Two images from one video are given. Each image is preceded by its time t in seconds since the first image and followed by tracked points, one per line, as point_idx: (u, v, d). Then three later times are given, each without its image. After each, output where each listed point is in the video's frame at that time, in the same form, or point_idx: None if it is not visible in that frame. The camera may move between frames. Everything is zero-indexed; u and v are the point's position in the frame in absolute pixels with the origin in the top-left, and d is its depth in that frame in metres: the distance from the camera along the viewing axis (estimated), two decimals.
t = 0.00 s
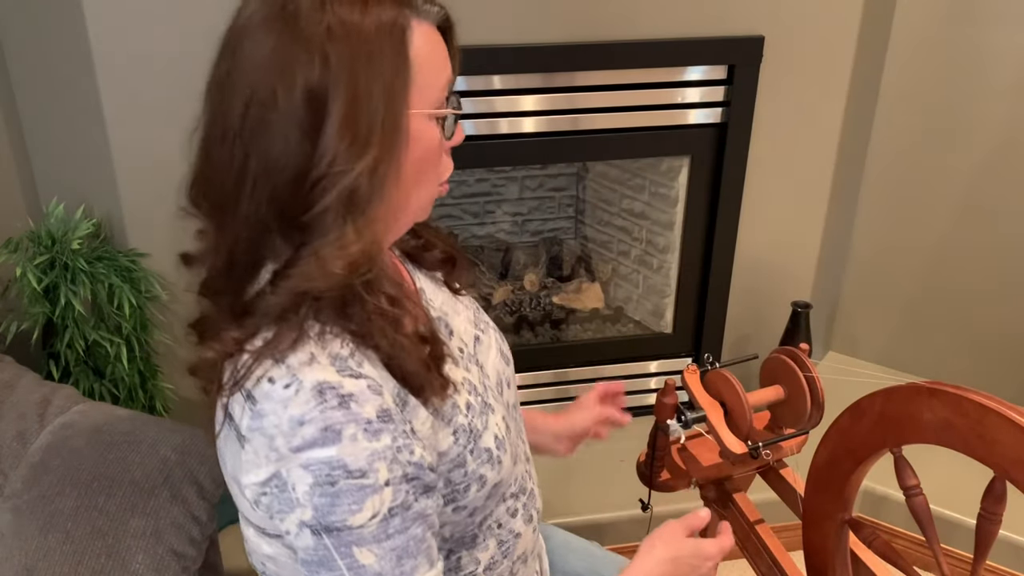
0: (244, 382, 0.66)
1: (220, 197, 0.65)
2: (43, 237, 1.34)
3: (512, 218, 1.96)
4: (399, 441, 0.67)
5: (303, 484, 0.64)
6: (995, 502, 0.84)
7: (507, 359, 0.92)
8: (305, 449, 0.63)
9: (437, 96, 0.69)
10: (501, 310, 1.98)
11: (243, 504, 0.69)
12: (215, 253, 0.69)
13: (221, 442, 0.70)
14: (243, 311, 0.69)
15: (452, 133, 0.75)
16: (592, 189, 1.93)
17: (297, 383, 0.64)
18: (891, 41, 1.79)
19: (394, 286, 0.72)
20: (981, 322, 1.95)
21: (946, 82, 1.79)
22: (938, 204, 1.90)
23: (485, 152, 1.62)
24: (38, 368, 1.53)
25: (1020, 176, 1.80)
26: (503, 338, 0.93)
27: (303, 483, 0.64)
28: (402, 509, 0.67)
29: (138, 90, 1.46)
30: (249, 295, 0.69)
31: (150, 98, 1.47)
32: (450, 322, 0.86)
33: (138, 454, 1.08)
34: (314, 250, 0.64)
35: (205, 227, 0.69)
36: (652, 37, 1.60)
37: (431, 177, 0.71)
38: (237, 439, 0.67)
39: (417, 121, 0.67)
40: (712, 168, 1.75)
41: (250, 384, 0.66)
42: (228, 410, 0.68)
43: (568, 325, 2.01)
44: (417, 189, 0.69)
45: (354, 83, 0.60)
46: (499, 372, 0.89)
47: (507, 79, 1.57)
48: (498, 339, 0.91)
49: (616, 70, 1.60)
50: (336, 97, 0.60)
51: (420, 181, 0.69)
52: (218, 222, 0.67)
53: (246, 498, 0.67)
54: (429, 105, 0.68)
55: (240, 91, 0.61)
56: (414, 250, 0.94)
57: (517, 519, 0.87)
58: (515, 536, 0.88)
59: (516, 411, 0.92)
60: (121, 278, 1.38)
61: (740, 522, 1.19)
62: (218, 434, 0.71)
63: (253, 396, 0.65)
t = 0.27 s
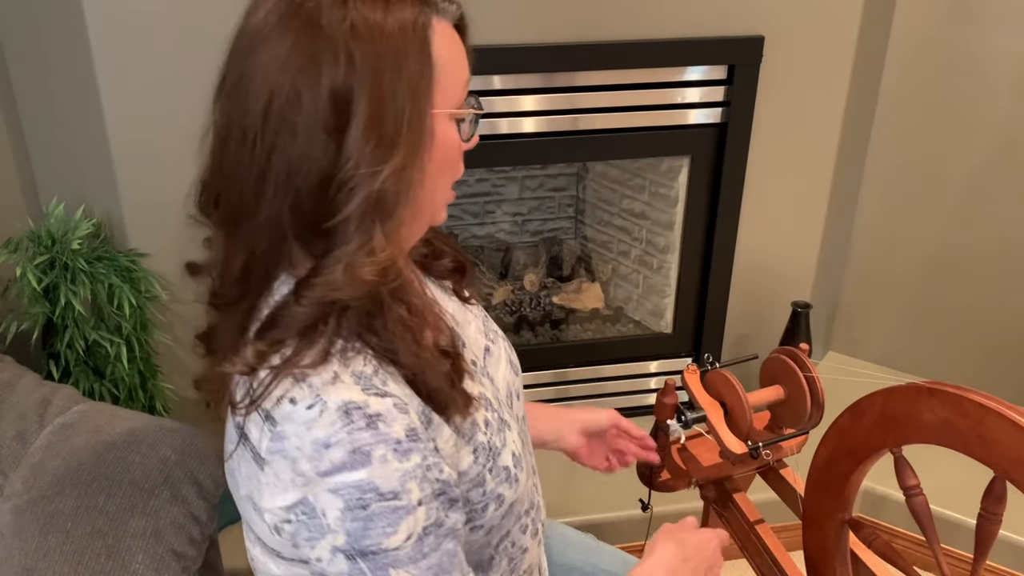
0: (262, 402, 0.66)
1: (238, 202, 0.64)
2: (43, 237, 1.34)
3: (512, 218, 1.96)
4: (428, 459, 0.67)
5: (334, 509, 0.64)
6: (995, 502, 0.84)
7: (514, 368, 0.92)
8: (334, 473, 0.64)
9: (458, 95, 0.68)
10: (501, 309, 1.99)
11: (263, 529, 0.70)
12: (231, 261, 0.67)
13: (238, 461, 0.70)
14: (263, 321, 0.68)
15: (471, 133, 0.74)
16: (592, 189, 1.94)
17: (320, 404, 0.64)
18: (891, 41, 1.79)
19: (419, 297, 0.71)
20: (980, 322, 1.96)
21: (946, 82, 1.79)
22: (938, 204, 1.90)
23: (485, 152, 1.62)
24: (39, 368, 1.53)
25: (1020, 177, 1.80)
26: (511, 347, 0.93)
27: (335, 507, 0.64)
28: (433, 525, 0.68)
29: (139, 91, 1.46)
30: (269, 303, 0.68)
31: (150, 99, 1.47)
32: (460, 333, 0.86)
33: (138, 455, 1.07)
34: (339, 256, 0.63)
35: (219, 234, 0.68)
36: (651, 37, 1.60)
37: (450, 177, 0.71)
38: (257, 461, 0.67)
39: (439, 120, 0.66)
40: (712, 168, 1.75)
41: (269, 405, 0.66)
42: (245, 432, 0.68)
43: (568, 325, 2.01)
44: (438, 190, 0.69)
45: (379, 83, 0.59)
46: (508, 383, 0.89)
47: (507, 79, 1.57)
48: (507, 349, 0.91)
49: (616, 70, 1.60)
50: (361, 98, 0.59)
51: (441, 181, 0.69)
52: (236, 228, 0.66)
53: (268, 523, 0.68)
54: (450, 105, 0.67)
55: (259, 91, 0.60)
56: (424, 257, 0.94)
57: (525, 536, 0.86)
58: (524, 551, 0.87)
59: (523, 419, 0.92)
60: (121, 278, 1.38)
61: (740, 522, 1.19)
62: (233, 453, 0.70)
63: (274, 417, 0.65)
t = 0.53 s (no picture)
0: (293, 408, 0.64)
1: (262, 205, 0.63)
2: (43, 237, 1.34)
3: (512, 218, 1.96)
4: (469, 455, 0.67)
5: (381, 514, 0.64)
6: (995, 502, 0.84)
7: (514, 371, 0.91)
8: (381, 476, 0.63)
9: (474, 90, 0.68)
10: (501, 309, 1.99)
11: (288, 543, 0.68)
12: (254, 268, 0.67)
13: (263, 474, 0.68)
14: (294, 327, 0.67)
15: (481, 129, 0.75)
16: (592, 189, 1.94)
17: (361, 404, 0.63)
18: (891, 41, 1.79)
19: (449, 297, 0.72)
20: (980, 322, 1.96)
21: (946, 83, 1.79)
22: (939, 205, 1.90)
23: (484, 151, 1.63)
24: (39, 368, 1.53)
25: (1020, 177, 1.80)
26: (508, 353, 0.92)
27: (384, 512, 0.64)
28: (476, 526, 0.68)
29: (138, 91, 1.46)
30: (297, 307, 0.67)
31: (150, 99, 1.47)
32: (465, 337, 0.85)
33: (138, 455, 1.07)
34: (373, 257, 0.63)
35: (238, 240, 0.67)
36: (651, 37, 1.60)
37: (466, 172, 0.71)
38: (286, 470, 0.65)
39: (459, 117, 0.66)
40: (712, 168, 1.75)
41: (301, 410, 0.64)
42: (273, 442, 0.66)
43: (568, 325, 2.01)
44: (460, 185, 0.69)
45: (405, 80, 0.59)
46: (515, 390, 0.87)
47: (507, 79, 1.57)
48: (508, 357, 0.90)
49: (616, 70, 1.60)
50: (387, 94, 0.59)
51: (459, 176, 0.69)
52: (259, 232, 0.65)
53: (301, 537, 0.66)
54: (467, 101, 0.67)
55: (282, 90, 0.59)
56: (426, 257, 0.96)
57: (535, 547, 0.87)
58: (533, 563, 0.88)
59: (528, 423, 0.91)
60: (121, 278, 1.39)
61: (740, 522, 1.19)
62: (255, 465, 0.69)
63: (308, 421, 0.64)
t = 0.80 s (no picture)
0: (289, 398, 0.64)
1: (248, 206, 0.63)
2: (43, 237, 1.34)
3: (511, 218, 1.96)
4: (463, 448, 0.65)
5: (367, 501, 0.62)
6: (995, 502, 0.84)
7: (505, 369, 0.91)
8: (371, 462, 0.61)
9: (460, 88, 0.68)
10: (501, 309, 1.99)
11: (284, 536, 0.69)
12: (242, 268, 0.67)
13: (260, 460, 0.67)
14: (284, 326, 0.66)
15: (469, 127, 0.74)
16: (592, 189, 1.93)
17: (356, 392, 0.62)
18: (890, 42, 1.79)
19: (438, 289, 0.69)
20: (980, 322, 1.96)
21: (946, 82, 1.79)
22: (939, 205, 1.90)
23: (484, 151, 1.63)
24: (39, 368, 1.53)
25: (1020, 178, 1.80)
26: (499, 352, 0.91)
27: (371, 499, 0.62)
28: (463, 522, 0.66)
29: (138, 91, 1.46)
30: (288, 305, 0.67)
31: (150, 99, 1.47)
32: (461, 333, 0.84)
33: (138, 455, 1.07)
34: (362, 256, 0.63)
35: (226, 241, 0.67)
36: (651, 37, 1.60)
37: (454, 170, 0.71)
38: (281, 460, 0.65)
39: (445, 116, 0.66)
40: (712, 168, 1.75)
41: (295, 400, 0.63)
42: (270, 433, 0.65)
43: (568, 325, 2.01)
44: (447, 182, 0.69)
45: (389, 78, 0.59)
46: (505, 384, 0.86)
47: (507, 79, 1.57)
48: (497, 354, 0.88)
49: (616, 70, 1.60)
50: (370, 93, 0.58)
51: (446, 174, 0.69)
52: (247, 232, 0.65)
53: (296, 526, 0.67)
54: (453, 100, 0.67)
55: (264, 90, 0.59)
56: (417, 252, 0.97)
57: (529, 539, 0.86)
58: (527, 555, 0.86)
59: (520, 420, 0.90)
60: (121, 278, 1.38)
61: (740, 522, 1.19)
62: (252, 453, 0.68)
63: (303, 408, 0.63)
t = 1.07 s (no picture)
0: (259, 387, 0.65)
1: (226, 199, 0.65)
2: (43, 237, 1.34)
3: (511, 218, 1.96)
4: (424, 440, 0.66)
5: (322, 487, 0.63)
6: (996, 502, 0.84)
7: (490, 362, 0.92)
8: (328, 451, 0.62)
9: (439, 93, 0.68)
10: (501, 308, 1.99)
11: (254, 517, 0.70)
12: (219, 257, 0.68)
13: (231, 445, 0.69)
14: (257, 317, 0.68)
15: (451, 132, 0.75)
16: (592, 190, 1.93)
17: (320, 384, 0.63)
18: (891, 42, 1.79)
19: (399, 284, 0.72)
20: (980, 322, 1.96)
21: (946, 82, 1.79)
22: (939, 205, 1.90)
23: (484, 151, 1.62)
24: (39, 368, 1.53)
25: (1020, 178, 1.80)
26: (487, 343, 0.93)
27: (326, 486, 0.62)
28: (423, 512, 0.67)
29: (139, 91, 1.46)
30: (262, 297, 0.68)
31: (150, 99, 1.47)
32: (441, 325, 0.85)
33: (137, 455, 1.08)
34: (332, 253, 0.64)
35: (206, 230, 0.68)
36: (651, 38, 1.60)
37: (432, 173, 0.71)
38: (249, 446, 0.66)
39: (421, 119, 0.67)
40: (712, 168, 1.75)
41: (265, 388, 0.65)
42: (240, 419, 0.67)
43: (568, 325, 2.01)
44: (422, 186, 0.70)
45: (361, 80, 0.60)
46: (488, 374, 0.89)
47: (507, 79, 1.57)
48: (484, 342, 0.90)
49: (616, 70, 1.60)
50: (343, 95, 0.60)
51: (422, 176, 0.69)
52: (224, 222, 0.66)
53: (260, 508, 0.67)
54: (431, 103, 0.68)
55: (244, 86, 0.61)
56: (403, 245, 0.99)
57: (510, 518, 0.86)
58: (511, 533, 0.87)
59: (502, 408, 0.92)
60: (121, 277, 1.38)
61: (740, 522, 1.19)
62: (226, 438, 0.70)
63: (270, 398, 0.64)
